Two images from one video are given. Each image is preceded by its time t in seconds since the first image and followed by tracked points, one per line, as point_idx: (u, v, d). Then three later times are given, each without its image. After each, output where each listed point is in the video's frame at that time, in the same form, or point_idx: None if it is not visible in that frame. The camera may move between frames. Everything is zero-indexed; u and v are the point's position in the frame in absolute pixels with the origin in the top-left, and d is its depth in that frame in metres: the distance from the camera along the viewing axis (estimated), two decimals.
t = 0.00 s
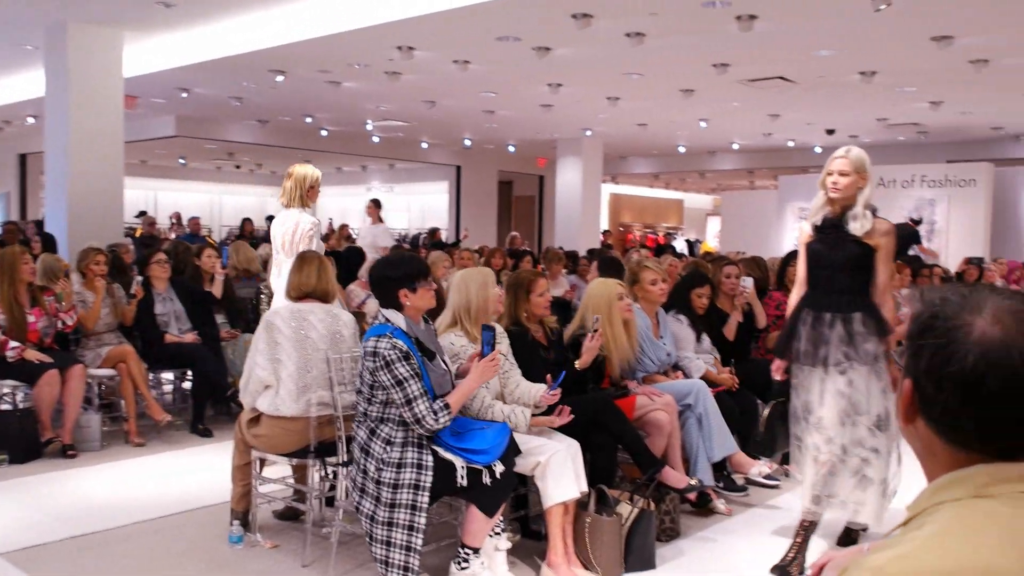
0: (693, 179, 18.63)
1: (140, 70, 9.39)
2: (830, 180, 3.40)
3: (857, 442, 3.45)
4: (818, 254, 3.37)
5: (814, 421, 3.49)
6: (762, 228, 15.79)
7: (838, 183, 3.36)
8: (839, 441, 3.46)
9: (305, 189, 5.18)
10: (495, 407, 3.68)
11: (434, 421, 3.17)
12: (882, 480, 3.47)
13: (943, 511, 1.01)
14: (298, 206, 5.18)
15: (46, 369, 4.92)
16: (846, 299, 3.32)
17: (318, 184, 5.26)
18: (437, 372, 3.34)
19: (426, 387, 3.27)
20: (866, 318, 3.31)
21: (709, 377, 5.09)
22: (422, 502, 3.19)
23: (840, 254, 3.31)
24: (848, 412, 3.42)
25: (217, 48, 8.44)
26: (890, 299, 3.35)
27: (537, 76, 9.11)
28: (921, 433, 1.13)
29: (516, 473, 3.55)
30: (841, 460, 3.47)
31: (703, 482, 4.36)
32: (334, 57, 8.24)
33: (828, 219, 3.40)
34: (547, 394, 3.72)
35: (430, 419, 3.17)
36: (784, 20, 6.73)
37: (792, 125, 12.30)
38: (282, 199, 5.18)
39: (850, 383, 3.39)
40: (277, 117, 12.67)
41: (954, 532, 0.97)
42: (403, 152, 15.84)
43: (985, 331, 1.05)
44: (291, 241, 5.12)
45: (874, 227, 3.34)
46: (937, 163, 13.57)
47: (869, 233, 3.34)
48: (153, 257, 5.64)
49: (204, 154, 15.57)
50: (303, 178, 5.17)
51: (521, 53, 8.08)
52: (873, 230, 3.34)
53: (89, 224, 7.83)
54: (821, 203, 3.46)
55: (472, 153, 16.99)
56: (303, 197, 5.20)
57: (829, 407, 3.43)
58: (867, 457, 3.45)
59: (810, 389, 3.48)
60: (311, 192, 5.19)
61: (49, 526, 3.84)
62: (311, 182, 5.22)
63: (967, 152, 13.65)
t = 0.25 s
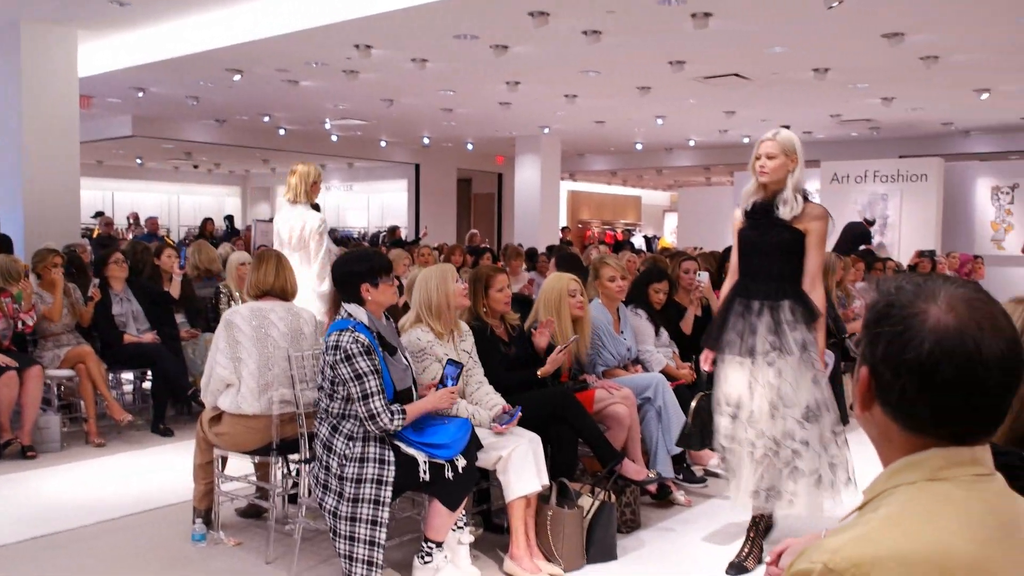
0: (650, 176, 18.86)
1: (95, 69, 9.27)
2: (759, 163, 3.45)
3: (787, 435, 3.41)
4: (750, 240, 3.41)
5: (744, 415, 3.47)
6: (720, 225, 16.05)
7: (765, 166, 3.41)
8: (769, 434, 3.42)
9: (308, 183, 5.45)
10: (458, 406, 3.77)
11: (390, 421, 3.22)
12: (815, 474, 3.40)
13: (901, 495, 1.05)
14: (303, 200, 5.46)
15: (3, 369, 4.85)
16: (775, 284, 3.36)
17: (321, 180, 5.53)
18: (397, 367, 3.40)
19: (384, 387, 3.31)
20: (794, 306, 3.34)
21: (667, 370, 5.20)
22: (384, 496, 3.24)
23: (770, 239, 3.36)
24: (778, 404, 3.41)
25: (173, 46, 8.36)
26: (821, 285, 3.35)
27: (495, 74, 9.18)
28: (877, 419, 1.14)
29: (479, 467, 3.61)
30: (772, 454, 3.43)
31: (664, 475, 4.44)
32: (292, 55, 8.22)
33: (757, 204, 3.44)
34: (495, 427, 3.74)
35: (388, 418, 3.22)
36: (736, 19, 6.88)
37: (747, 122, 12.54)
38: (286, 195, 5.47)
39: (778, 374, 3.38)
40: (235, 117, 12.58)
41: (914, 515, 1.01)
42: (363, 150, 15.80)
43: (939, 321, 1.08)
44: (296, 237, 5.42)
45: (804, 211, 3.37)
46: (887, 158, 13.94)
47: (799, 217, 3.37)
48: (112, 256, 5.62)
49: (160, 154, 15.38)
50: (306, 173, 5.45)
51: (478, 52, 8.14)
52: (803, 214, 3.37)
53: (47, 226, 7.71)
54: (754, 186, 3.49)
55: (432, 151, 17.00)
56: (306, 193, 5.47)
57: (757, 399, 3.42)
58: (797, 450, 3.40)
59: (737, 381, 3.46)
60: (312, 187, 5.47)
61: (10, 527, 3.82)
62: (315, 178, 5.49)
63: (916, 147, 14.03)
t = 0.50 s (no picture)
0: (625, 168, 18.99)
1: (68, 63, 9.20)
2: (707, 149, 3.12)
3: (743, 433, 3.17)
4: (701, 230, 3.17)
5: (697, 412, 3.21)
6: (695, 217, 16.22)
7: (714, 153, 3.09)
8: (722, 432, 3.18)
9: (323, 178, 5.60)
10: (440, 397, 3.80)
11: (370, 410, 3.28)
12: (769, 475, 3.17)
13: (869, 478, 1.01)
14: (318, 192, 5.59)
15: None
16: (729, 278, 3.13)
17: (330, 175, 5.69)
18: (377, 356, 3.46)
19: (363, 373, 3.36)
20: (748, 299, 3.12)
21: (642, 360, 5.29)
22: (364, 485, 3.30)
23: (721, 229, 3.11)
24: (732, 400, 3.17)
25: (146, 39, 8.30)
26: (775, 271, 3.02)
27: (470, 67, 9.21)
28: (848, 405, 1.08)
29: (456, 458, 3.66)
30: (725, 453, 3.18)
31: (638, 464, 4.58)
32: (267, 49, 8.20)
33: (708, 191, 3.15)
34: (467, 423, 3.77)
35: (368, 407, 3.28)
36: (708, 12, 6.95)
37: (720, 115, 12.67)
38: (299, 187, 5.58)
39: (734, 370, 3.15)
40: (210, 111, 12.51)
41: (881, 498, 0.98)
42: (339, 144, 15.76)
43: (910, 305, 1.03)
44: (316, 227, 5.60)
45: (758, 196, 3.08)
46: (859, 149, 14.12)
47: (753, 203, 3.09)
48: (90, 250, 5.58)
49: (134, 148, 15.26)
50: (321, 170, 5.61)
51: (453, 45, 8.16)
52: (757, 199, 3.09)
53: (23, 222, 7.64)
54: (703, 172, 3.20)
55: (408, 144, 16.98)
56: (320, 185, 5.62)
57: (712, 396, 3.15)
58: (753, 449, 3.16)
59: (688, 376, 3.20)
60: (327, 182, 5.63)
61: None
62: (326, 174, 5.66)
63: (887, 139, 14.22)
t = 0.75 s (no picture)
0: (617, 159, 19.02)
1: (60, 54, 9.17)
2: (676, 140, 3.09)
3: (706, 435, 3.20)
4: (666, 226, 3.14)
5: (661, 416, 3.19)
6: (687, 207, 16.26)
7: (683, 144, 3.05)
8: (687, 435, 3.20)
9: (348, 172, 5.78)
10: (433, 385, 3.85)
11: (367, 396, 3.32)
12: (731, 476, 3.20)
13: (857, 462, 1.05)
14: (344, 186, 5.75)
15: None
16: (696, 275, 3.09)
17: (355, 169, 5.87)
18: (373, 345, 3.50)
19: (361, 360, 3.40)
20: (715, 298, 3.09)
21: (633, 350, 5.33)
22: (359, 471, 3.32)
23: (690, 224, 3.07)
24: (696, 403, 3.19)
25: (138, 30, 8.28)
26: (742, 271, 2.99)
27: (462, 57, 9.22)
28: (836, 392, 1.12)
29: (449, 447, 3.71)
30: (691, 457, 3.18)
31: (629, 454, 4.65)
32: (259, 40, 8.19)
33: (677, 184, 3.13)
34: (459, 412, 3.80)
35: (366, 393, 3.32)
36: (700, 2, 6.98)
37: (713, 104, 12.70)
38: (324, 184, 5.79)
39: (696, 372, 3.15)
40: (201, 101, 12.47)
41: (868, 481, 1.01)
42: (331, 134, 15.73)
43: (899, 294, 1.06)
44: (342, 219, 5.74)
45: (727, 191, 3.07)
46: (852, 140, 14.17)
47: (721, 198, 3.07)
48: (85, 242, 5.59)
49: (126, 139, 15.20)
50: (346, 164, 5.79)
51: (445, 35, 8.16)
52: (726, 194, 3.07)
53: (17, 213, 7.61)
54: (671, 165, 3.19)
55: (400, 135, 16.95)
56: (346, 180, 5.80)
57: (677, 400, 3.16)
58: (716, 449, 3.20)
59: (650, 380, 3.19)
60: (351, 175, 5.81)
61: None
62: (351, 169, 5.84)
63: (880, 129, 14.27)
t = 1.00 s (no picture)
0: (622, 150, 18.98)
1: (63, 43, 9.17)
2: (657, 124, 3.07)
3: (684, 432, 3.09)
4: (644, 212, 3.10)
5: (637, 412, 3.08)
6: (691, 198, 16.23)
7: (664, 128, 3.04)
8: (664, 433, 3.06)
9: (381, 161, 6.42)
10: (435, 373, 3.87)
11: (372, 383, 3.33)
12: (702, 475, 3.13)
13: (846, 447, 1.06)
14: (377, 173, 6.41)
15: None
16: (675, 264, 3.04)
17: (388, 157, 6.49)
18: (383, 335, 3.53)
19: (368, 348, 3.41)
20: (696, 290, 3.06)
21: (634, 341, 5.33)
22: (363, 457, 3.34)
23: (669, 210, 3.03)
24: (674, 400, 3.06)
25: (141, 19, 8.27)
26: (722, 262, 3.03)
27: (466, 48, 9.20)
28: (827, 379, 1.13)
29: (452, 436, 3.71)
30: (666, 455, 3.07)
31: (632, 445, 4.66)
32: (262, 29, 8.18)
33: (656, 170, 3.10)
34: (461, 402, 3.83)
35: (371, 380, 3.34)
36: None
37: (717, 95, 12.66)
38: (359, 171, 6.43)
39: (674, 367, 3.05)
40: (204, 91, 12.46)
41: (856, 466, 1.02)
42: (335, 124, 15.72)
43: (891, 285, 1.07)
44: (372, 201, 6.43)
45: (708, 177, 3.03)
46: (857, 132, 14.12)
47: (703, 184, 3.04)
48: (90, 231, 5.61)
49: (129, 128, 15.21)
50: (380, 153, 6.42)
51: (449, 24, 8.14)
52: (707, 180, 3.03)
53: (20, 202, 7.63)
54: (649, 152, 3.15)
55: (403, 125, 16.93)
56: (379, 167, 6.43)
57: (654, 395, 3.04)
58: (690, 450, 3.10)
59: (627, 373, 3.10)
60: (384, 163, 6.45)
61: None
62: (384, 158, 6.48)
63: (886, 121, 14.22)
